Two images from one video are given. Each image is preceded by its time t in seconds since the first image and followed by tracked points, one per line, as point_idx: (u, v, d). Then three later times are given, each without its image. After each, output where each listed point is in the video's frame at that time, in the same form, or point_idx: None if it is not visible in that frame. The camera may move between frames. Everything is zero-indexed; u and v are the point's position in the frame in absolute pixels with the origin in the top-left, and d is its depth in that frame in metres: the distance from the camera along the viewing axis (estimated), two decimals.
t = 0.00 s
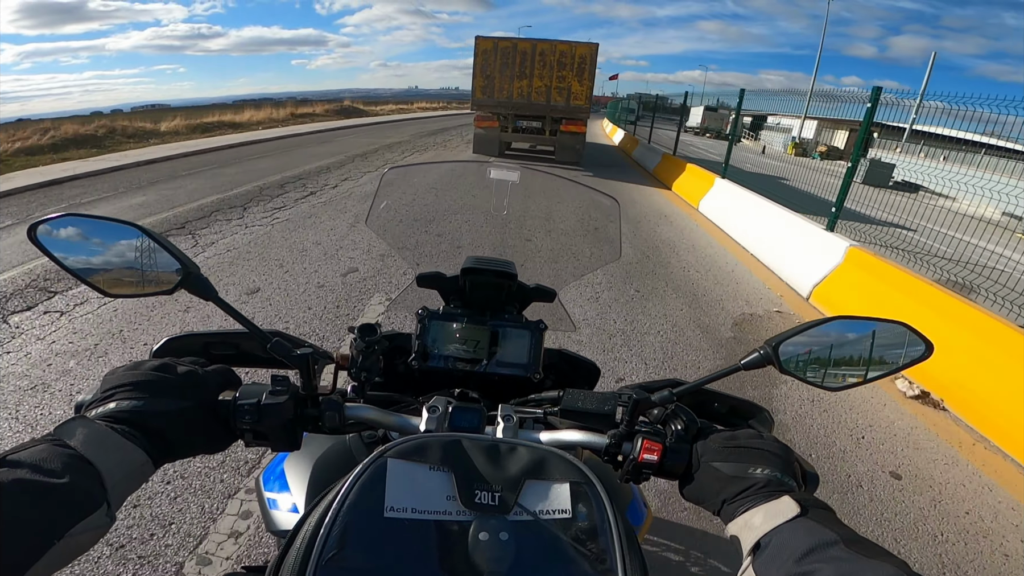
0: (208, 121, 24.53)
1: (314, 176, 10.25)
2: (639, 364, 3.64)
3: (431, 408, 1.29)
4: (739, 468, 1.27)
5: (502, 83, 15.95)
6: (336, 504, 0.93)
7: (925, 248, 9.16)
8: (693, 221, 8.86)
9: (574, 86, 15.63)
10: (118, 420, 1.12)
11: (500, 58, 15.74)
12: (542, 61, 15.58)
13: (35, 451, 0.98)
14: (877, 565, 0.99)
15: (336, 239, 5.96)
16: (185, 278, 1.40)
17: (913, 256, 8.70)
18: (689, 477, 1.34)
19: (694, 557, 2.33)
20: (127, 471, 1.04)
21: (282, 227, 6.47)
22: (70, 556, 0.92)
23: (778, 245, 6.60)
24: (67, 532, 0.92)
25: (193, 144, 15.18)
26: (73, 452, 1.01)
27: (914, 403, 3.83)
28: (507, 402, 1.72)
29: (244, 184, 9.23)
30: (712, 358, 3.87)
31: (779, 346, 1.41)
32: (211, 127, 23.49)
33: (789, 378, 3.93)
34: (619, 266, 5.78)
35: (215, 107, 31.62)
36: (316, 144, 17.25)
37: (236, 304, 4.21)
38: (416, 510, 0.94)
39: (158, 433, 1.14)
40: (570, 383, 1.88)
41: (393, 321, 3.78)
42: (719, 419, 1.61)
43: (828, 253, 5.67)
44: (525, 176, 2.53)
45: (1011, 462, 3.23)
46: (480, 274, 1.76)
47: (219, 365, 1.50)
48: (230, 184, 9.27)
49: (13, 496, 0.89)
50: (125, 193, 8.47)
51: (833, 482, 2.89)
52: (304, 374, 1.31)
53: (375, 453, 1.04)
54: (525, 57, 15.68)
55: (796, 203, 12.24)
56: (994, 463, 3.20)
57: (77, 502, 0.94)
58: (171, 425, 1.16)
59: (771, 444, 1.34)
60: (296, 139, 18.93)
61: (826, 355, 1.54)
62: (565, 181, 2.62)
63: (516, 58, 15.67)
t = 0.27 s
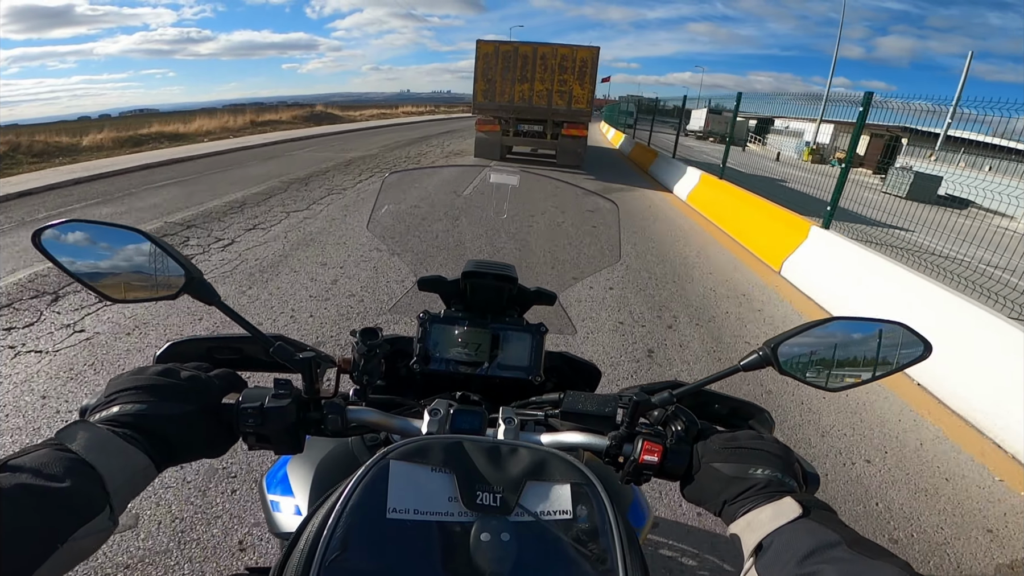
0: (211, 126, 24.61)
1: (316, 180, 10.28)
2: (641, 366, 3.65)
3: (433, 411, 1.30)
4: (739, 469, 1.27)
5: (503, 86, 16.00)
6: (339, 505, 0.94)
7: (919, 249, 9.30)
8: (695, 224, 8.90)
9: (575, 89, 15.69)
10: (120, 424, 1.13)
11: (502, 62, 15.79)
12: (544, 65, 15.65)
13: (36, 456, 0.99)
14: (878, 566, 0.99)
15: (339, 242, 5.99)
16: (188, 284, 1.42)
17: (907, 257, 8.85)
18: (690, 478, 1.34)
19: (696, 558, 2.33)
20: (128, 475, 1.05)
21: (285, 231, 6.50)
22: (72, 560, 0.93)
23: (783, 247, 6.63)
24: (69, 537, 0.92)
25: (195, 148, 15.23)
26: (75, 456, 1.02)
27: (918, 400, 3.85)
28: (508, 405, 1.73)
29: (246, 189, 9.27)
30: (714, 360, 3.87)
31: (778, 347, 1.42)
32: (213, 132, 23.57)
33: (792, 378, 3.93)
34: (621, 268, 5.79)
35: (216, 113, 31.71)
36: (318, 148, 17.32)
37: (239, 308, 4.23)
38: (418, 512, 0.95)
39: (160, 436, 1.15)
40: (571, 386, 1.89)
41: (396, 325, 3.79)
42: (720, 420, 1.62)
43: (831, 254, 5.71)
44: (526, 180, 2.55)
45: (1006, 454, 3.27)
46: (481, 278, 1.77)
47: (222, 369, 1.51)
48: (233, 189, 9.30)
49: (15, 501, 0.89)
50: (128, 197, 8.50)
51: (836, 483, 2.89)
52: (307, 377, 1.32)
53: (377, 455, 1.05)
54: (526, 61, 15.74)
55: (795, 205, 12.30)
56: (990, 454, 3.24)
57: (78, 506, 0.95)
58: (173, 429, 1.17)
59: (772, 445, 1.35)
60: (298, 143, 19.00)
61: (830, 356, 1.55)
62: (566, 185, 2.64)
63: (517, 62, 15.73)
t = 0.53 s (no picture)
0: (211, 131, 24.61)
1: (317, 184, 10.28)
2: (642, 367, 3.65)
3: (430, 412, 1.30)
4: (739, 469, 1.27)
5: (504, 88, 16.00)
6: (336, 506, 0.94)
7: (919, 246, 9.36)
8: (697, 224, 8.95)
9: (576, 91, 15.73)
10: (117, 427, 1.13)
11: (502, 64, 15.78)
12: (544, 67, 15.68)
13: (32, 459, 0.99)
14: (879, 566, 0.99)
15: (339, 246, 5.98)
16: (185, 286, 1.42)
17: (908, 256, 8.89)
18: (689, 477, 1.34)
19: (696, 558, 2.33)
20: (125, 477, 1.05)
21: (285, 234, 6.49)
22: (68, 563, 0.92)
23: (784, 247, 6.67)
24: (65, 540, 0.92)
25: (197, 151, 15.25)
26: (71, 459, 1.02)
27: (921, 397, 3.87)
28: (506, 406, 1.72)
29: (247, 193, 9.26)
30: (715, 360, 3.87)
31: (776, 346, 1.42)
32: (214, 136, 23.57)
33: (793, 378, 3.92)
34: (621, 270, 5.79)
35: (216, 116, 31.67)
36: (318, 151, 17.32)
37: (239, 311, 4.22)
38: (416, 513, 0.95)
39: (157, 439, 1.15)
40: (569, 386, 1.89)
41: (396, 327, 3.79)
42: (719, 420, 1.61)
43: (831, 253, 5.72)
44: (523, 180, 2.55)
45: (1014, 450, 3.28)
46: (479, 279, 1.77)
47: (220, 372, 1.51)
48: (233, 193, 9.29)
49: (10, 505, 0.89)
50: (128, 201, 8.48)
51: (838, 482, 2.88)
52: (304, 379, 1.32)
53: (374, 456, 1.05)
54: (527, 64, 15.76)
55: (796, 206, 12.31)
56: (997, 450, 3.26)
57: (74, 509, 0.95)
58: (170, 431, 1.17)
59: (770, 445, 1.34)
60: (298, 147, 18.99)
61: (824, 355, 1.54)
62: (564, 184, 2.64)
63: (518, 65, 15.75)
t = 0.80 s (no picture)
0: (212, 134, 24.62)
1: (318, 187, 10.28)
2: (642, 372, 3.66)
3: (432, 419, 1.30)
4: (738, 476, 1.28)
5: (504, 92, 16.04)
6: (339, 515, 0.94)
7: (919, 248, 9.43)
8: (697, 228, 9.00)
9: (576, 94, 15.78)
10: (119, 436, 1.13)
11: (502, 68, 15.83)
12: (545, 71, 15.73)
13: (35, 469, 0.99)
14: (878, 574, 0.99)
15: (340, 250, 5.99)
16: (187, 293, 1.42)
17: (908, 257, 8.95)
18: (689, 484, 1.35)
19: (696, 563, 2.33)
20: (128, 485, 1.05)
21: (288, 238, 6.50)
22: (74, 572, 0.93)
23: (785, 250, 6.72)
24: (70, 549, 0.92)
25: (198, 155, 15.27)
26: (74, 468, 1.02)
27: (935, 402, 3.91)
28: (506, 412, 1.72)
29: (248, 197, 9.26)
30: (716, 365, 3.88)
31: (775, 354, 1.43)
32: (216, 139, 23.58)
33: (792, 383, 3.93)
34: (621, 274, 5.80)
35: (217, 120, 31.67)
36: (319, 155, 17.36)
37: (240, 316, 4.23)
38: (418, 521, 0.95)
39: (158, 446, 1.15)
40: (569, 393, 1.89)
41: (397, 332, 3.79)
42: (718, 426, 1.62)
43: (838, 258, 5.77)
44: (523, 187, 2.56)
45: None
46: (479, 286, 1.78)
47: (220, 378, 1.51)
48: (235, 197, 9.29)
49: (15, 515, 0.89)
50: (130, 206, 8.47)
51: (837, 486, 2.90)
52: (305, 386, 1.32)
53: (377, 465, 1.05)
54: (527, 67, 15.81)
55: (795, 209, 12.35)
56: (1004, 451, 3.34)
57: (78, 518, 0.95)
58: (172, 438, 1.17)
59: (770, 452, 1.35)
60: (299, 150, 19.02)
61: (827, 361, 1.56)
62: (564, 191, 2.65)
63: (518, 68, 15.80)
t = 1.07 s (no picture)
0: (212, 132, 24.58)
1: (319, 184, 10.26)
2: (643, 368, 3.64)
3: (432, 413, 1.29)
4: (742, 470, 1.27)
5: (506, 89, 16.02)
6: (339, 507, 0.93)
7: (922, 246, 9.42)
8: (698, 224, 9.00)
9: (577, 92, 15.76)
10: (117, 428, 1.12)
11: (503, 65, 15.82)
12: (546, 68, 15.72)
13: (30, 460, 0.98)
14: (881, 566, 0.98)
15: (340, 246, 5.98)
16: (186, 285, 1.41)
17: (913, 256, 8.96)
18: (692, 478, 1.34)
19: (698, 559, 2.32)
20: (125, 478, 1.04)
21: (287, 234, 6.48)
22: (68, 565, 0.92)
23: (787, 246, 6.72)
24: (64, 542, 0.91)
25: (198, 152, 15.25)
26: (69, 460, 1.01)
27: (935, 395, 3.90)
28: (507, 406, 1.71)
29: (249, 193, 9.24)
30: (717, 362, 3.86)
31: (779, 347, 1.41)
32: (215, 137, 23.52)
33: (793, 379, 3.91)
34: (622, 271, 5.79)
35: (217, 117, 31.62)
36: (319, 152, 17.34)
37: (240, 311, 4.21)
38: (419, 514, 0.94)
39: (156, 439, 1.14)
40: (571, 388, 1.88)
41: (397, 328, 3.78)
42: (720, 420, 1.61)
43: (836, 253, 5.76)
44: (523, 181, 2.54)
45: None
46: (480, 279, 1.77)
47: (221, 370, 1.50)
48: (235, 193, 9.27)
49: (9, 507, 0.88)
50: (129, 202, 8.45)
51: (838, 481, 2.89)
52: (305, 378, 1.31)
53: (376, 457, 1.04)
54: (528, 65, 15.79)
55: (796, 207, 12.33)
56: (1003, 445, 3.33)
57: (73, 510, 0.94)
58: (170, 431, 1.16)
59: (774, 446, 1.34)
60: (299, 147, 18.99)
61: (829, 356, 1.55)
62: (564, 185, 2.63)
63: (520, 66, 15.79)
